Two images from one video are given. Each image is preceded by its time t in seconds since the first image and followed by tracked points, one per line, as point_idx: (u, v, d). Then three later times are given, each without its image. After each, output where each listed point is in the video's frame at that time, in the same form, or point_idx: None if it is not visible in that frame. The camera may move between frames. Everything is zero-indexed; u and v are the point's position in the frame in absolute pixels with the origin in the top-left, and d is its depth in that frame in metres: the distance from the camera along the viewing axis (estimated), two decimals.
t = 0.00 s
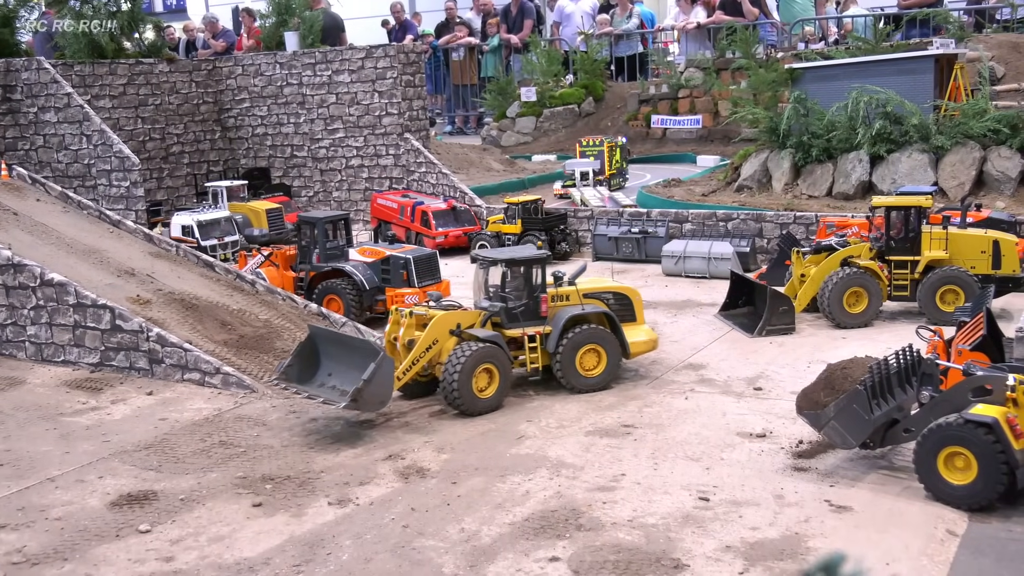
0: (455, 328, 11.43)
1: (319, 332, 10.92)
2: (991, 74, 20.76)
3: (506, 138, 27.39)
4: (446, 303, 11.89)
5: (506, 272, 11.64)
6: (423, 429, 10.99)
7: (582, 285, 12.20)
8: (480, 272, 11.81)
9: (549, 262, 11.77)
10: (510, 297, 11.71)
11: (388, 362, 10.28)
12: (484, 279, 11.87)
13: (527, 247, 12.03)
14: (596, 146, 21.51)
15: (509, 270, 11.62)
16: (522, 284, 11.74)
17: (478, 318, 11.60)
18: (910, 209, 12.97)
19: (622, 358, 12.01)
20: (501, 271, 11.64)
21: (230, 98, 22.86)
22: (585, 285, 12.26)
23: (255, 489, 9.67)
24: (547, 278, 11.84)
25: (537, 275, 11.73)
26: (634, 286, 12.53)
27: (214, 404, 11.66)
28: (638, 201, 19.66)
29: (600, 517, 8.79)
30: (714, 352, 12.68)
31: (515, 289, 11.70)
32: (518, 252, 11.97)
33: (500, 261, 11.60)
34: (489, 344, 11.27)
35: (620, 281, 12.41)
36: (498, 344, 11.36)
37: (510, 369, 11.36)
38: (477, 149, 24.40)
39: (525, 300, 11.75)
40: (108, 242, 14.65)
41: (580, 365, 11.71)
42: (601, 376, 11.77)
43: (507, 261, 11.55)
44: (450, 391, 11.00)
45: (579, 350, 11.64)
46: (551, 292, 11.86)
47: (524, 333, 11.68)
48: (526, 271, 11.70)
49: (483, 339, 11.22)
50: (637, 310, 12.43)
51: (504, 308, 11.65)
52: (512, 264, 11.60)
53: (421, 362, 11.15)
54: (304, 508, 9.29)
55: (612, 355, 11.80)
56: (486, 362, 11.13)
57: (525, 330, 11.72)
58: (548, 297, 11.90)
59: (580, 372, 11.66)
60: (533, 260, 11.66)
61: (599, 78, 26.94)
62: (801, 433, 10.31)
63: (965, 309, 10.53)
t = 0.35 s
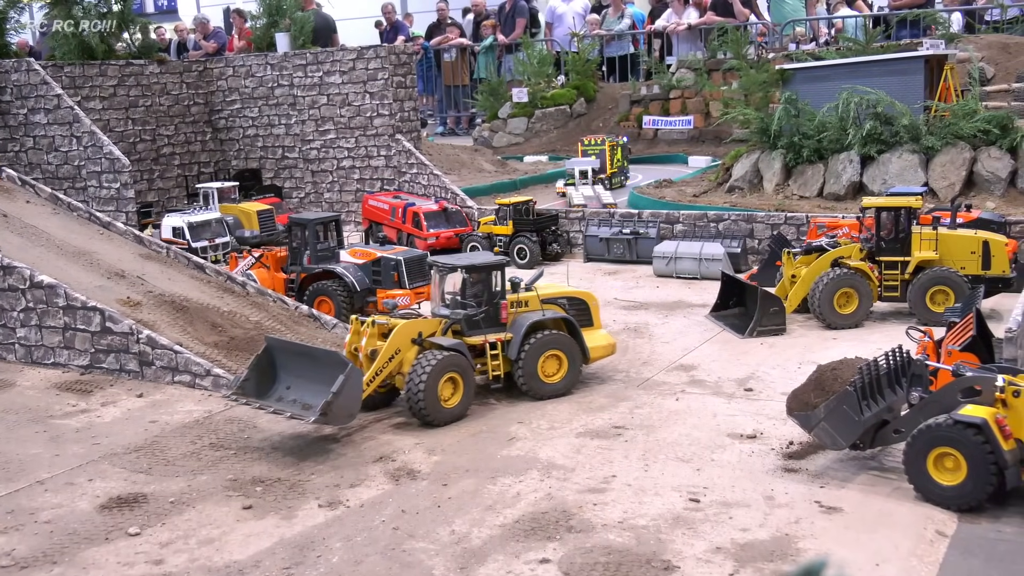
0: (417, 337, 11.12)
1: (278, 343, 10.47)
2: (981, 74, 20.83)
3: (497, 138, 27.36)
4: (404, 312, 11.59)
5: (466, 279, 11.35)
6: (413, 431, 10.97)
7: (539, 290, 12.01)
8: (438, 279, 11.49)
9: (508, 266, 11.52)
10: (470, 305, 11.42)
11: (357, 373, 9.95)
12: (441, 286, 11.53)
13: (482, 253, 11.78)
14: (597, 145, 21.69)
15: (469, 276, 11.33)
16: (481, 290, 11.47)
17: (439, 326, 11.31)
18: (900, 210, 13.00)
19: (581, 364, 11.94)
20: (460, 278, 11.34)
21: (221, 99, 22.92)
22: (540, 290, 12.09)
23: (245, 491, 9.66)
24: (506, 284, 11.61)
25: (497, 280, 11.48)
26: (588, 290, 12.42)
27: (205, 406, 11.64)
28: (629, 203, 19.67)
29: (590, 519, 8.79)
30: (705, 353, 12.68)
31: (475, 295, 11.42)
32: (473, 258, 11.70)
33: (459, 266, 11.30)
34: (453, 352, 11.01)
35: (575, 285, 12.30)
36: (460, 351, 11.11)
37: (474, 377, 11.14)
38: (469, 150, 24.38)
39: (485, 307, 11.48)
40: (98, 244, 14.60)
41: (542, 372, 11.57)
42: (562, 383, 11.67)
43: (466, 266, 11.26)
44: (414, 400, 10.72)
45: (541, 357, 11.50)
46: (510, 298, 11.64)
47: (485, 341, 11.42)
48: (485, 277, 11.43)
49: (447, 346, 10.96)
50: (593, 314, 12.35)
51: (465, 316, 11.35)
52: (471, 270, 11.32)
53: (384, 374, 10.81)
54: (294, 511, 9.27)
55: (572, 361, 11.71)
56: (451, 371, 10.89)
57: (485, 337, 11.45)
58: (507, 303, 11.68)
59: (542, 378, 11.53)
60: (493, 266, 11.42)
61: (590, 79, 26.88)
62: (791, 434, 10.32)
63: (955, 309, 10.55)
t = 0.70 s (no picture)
0: (379, 346, 10.79)
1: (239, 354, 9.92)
2: (971, 74, 20.88)
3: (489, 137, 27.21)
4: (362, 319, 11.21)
5: (425, 284, 11.09)
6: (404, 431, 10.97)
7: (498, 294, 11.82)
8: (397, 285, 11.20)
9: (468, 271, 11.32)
10: (430, 311, 11.15)
11: (325, 382, 9.48)
12: (400, 292, 11.28)
13: (441, 258, 11.53)
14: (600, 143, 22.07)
15: (430, 281, 11.09)
16: (442, 295, 11.22)
17: (400, 333, 10.96)
18: (890, 209, 13.04)
19: (542, 367, 11.88)
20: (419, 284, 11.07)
21: (213, 99, 22.92)
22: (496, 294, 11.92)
23: (236, 491, 9.65)
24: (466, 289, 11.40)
25: (456, 285, 11.27)
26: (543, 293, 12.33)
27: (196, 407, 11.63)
28: (621, 203, 19.69)
29: (581, 518, 8.80)
30: (696, 353, 12.70)
31: (435, 301, 11.16)
32: (431, 263, 11.45)
33: (419, 272, 11.04)
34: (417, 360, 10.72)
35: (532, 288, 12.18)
36: (425, 360, 10.84)
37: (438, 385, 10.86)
38: (462, 150, 24.38)
39: (446, 313, 11.22)
40: (89, 245, 14.57)
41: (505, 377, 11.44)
42: (524, 388, 11.58)
43: (426, 271, 11.00)
44: (380, 408, 10.39)
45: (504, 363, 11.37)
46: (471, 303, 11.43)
47: (448, 347, 11.14)
48: (445, 283, 11.18)
49: (411, 354, 10.67)
50: (549, 317, 12.28)
51: (427, 323, 11.06)
52: (432, 275, 11.06)
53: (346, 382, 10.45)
54: (285, 510, 9.27)
55: (534, 366, 11.63)
56: (417, 379, 10.61)
57: (446, 343, 11.19)
58: (468, 308, 11.45)
59: (504, 384, 11.41)
60: (453, 270, 11.19)
61: (583, 79, 26.87)
62: (781, 433, 10.34)
63: (945, 309, 10.60)
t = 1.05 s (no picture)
0: (341, 356, 10.44)
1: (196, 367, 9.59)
2: (963, 71, 20.94)
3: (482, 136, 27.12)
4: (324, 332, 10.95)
5: (390, 292, 10.82)
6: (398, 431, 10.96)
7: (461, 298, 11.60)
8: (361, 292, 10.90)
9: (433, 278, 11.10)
10: (395, 318, 10.87)
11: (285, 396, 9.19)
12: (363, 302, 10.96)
13: (400, 264, 11.28)
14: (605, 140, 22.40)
15: (396, 288, 10.82)
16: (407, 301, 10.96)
17: (364, 343, 10.65)
18: (883, 206, 13.09)
19: (508, 371, 11.73)
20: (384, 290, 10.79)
21: (205, 99, 22.91)
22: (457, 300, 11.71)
23: (230, 492, 9.65)
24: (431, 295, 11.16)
25: (421, 291, 11.03)
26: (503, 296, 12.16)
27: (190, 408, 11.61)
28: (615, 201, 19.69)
29: (575, 516, 8.82)
30: (689, 351, 12.71)
31: (401, 308, 10.89)
32: (392, 270, 11.18)
33: (385, 279, 10.76)
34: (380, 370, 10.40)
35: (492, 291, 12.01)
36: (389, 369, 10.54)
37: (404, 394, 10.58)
38: (455, 149, 24.38)
39: (412, 320, 10.96)
40: (81, 246, 14.55)
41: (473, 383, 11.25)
42: (492, 393, 11.42)
43: (393, 278, 10.73)
44: (342, 419, 10.08)
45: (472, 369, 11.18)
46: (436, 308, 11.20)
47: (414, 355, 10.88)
48: (410, 289, 10.93)
49: (374, 364, 10.33)
50: (511, 321, 12.11)
51: (393, 330, 10.77)
52: (398, 282, 10.80)
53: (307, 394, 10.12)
54: (279, 510, 9.27)
55: (501, 371, 11.48)
56: (380, 390, 10.29)
57: (413, 350, 10.93)
58: (433, 314, 11.21)
59: (473, 390, 11.22)
60: (418, 277, 10.95)
61: (576, 78, 26.85)
62: (775, 430, 10.35)
63: (937, 305, 10.59)
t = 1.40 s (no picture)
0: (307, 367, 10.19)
1: (160, 389, 9.34)
2: (957, 67, 20.98)
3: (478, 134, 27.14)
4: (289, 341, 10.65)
5: (356, 299, 10.50)
6: (393, 431, 10.96)
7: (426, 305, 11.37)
8: (323, 301, 10.61)
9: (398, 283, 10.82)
10: (361, 326, 10.60)
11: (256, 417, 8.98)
12: (325, 312, 10.60)
13: (363, 270, 10.96)
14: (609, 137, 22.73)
15: (361, 295, 10.53)
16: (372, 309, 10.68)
17: (329, 352, 10.42)
18: (876, 202, 13.14)
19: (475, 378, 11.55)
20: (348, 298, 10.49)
21: (201, 100, 22.93)
22: (421, 305, 11.47)
23: (225, 492, 9.64)
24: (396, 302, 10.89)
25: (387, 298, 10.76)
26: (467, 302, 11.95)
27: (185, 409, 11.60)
28: (611, 199, 19.72)
29: (570, 514, 8.83)
30: (684, 349, 12.71)
31: (365, 316, 10.61)
32: (356, 275, 10.88)
33: (349, 285, 10.45)
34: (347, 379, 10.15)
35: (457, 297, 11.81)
36: (357, 379, 10.28)
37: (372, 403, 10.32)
38: (450, 148, 24.39)
39: (378, 328, 10.69)
40: (77, 247, 14.55)
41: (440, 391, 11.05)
42: (458, 400, 11.23)
43: (358, 284, 10.43)
44: (310, 434, 9.82)
45: (439, 376, 10.98)
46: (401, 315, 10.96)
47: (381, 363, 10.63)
48: (375, 296, 10.62)
49: (341, 373, 10.08)
50: (476, 326, 11.92)
51: (359, 338, 10.50)
52: (362, 288, 10.51)
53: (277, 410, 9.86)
54: (275, 510, 9.28)
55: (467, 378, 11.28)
56: (349, 400, 10.04)
57: (379, 358, 10.68)
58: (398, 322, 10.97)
59: (440, 398, 11.02)
60: (383, 283, 10.66)
61: (571, 76, 26.91)
62: (770, 427, 10.36)
63: (932, 301, 10.70)
